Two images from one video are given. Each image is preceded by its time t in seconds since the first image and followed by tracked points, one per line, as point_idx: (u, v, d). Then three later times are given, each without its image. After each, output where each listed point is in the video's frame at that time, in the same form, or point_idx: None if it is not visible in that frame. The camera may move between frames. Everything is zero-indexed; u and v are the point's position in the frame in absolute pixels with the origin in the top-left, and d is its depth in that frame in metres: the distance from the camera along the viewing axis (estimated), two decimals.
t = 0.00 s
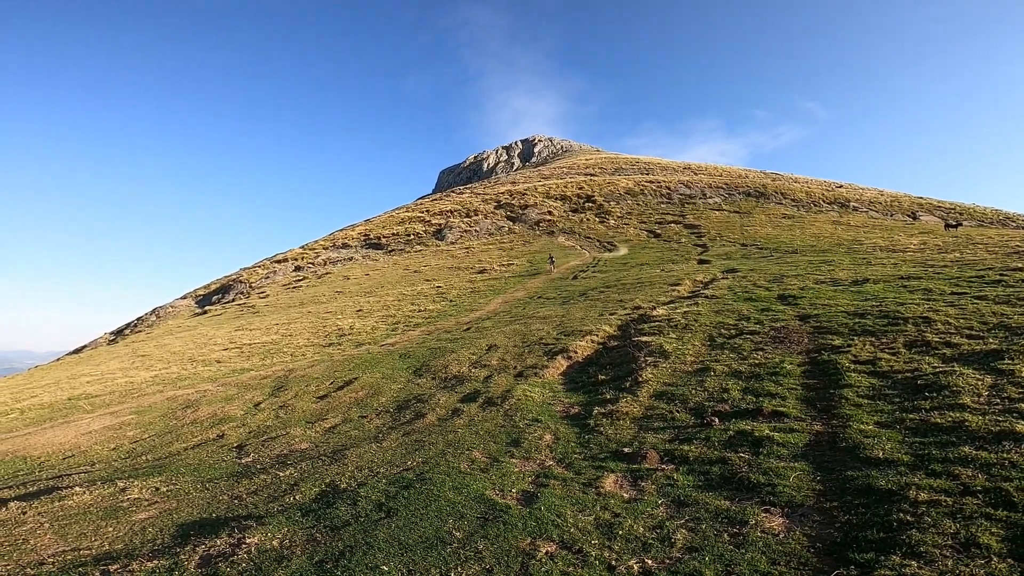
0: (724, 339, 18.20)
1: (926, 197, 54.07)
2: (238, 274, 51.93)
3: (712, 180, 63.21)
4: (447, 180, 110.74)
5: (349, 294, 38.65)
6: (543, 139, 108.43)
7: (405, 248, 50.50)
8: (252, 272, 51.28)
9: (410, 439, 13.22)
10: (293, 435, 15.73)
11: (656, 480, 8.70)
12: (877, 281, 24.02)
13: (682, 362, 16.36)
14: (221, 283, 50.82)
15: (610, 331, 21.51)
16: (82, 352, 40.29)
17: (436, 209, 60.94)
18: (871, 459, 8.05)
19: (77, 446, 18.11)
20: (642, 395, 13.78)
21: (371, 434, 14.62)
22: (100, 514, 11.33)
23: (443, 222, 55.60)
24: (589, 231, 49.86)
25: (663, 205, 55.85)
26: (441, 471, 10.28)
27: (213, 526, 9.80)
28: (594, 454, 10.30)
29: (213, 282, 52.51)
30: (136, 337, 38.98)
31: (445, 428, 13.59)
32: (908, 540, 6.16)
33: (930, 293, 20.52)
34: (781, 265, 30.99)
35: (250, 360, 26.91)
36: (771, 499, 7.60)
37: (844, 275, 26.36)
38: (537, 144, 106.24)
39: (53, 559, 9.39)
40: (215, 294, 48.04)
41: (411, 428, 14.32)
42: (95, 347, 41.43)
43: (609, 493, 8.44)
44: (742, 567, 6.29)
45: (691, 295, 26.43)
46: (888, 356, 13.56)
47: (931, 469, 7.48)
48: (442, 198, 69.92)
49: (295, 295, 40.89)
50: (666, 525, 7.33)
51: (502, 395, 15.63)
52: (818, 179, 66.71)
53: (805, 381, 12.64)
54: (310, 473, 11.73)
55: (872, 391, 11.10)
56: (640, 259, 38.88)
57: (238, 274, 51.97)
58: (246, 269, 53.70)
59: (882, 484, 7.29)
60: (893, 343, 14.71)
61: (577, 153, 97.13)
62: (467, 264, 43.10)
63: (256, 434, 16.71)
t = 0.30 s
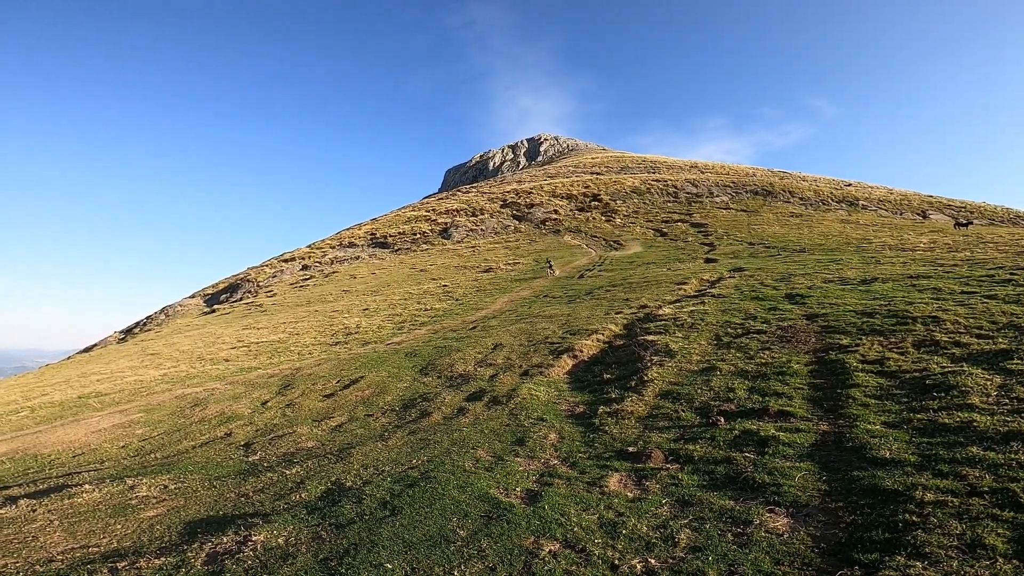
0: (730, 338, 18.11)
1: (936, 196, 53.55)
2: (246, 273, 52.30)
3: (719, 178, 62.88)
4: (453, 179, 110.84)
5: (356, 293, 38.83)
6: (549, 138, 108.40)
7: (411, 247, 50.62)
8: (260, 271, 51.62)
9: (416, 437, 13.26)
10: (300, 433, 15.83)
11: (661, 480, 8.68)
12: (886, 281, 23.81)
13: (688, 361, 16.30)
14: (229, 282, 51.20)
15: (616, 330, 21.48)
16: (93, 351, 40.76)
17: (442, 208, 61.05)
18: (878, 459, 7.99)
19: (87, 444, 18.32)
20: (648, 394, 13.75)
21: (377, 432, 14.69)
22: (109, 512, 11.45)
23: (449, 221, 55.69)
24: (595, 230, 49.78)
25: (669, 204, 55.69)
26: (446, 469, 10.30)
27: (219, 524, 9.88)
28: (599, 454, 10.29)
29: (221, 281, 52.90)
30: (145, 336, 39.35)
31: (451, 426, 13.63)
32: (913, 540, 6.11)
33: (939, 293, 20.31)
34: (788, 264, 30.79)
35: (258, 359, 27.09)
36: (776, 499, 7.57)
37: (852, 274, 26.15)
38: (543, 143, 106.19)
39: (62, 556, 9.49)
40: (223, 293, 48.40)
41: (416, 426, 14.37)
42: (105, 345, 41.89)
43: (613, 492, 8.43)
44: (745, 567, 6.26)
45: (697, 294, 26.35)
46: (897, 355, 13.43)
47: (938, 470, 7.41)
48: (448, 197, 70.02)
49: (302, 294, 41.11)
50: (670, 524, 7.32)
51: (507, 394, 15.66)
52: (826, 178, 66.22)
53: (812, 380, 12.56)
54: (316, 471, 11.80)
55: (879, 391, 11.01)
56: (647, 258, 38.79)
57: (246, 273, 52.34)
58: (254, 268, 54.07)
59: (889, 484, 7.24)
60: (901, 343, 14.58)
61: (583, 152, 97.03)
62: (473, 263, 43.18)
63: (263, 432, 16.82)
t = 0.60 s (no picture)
0: (739, 337, 17.98)
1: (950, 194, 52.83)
2: (256, 272, 52.71)
3: (728, 177, 62.47)
4: (461, 178, 111.01)
5: (365, 292, 39.01)
6: (557, 136, 108.23)
7: (419, 246, 50.75)
8: (270, 270, 52.02)
9: (423, 435, 13.30)
10: (308, 431, 15.93)
11: (668, 479, 8.64)
12: (898, 280, 23.52)
13: (697, 360, 16.20)
14: (240, 281, 51.62)
15: (624, 329, 21.40)
16: (106, 349, 41.30)
17: (450, 207, 61.17)
18: (888, 460, 7.90)
19: (100, 441, 18.55)
20: (656, 393, 13.69)
21: (385, 430, 14.75)
22: (121, 509, 11.58)
23: (457, 220, 55.76)
24: (603, 229, 49.63)
25: (678, 202, 55.37)
26: (453, 468, 10.32)
27: (228, 521, 9.96)
28: (606, 453, 10.25)
29: (232, 280, 53.38)
30: (157, 334, 39.79)
31: (458, 425, 13.66)
32: (924, 541, 6.05)
33: (953, 292, 20.04)
34: (799, 263, 30.50)
35: (267, 357, 27.28)
36: (785, 499, 7.51)
37: (864, 273, 25.87)
38: (551, 142, 106.05)
39: (73, 553, 9.60)
40: (234, 292, 48.83)
41: (424, 425, 14.41)
42: (118, 343, 42.43)
43: (620, 491, 8.41)
44: (752, 567, 6.22)
45: (707, 293, 26.19)
46: (909, 355, 13.26)
47: (950, 470, 7.31)
48: (456, 196, 70.12)
49: (311, 293, 41.35)
50: (676, 524, 7.28)
51: (515, 393, 15.65)
52: (837, 176, 65.55)
53: (822, 380, 12.43)
54: (324, 469, 11.87)
55: (890, 391, 10.88)
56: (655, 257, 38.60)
57: (256, 272, 52.76)
58: (264, 267, 54.49)
59: (899, 484, 7.16)
60: (913, 342, 14.40)
61: (591, 150, 96.74)
62: (481, 262, 43.21)
63: (272, 430, 16.94)
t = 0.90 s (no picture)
0: (751, 338, 17.83)
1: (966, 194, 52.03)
2: (268, 271, 53.20)
3: (740, 176, 61.98)
4: (470, 177, 111.21)
5: (375, 291, 39.21)
6: (566, 136, 108.09)
7: (429, 246, 50.90)
8: (281, 269, 52.46)
9: (433, 435, 13.34)
10: (319, 430, 16.05)
11: (678, 480, 8.61)
12: (913, 280, 23.19)
13: (708, 361, 16.09)
14: (252, 280, 52.12)
15: (634, 329, 21.33)
16: (120, 347, 41.89)
17: (459, 207, 61.29)
18: (902, 461, 7.81)
19: (115, 439, 18.83)
20: (666, 393, 13.63)
21: (395, 429, 14.83)
22: (135, 506, 11.75)
23: (467, 220, 55.88)
24: (613, 228, 49.46)
25: (689, 202, 55.02)
26: (463, 467, 10.35)
27: (240, 519, 10.07)
28: (616, 453, 10.23)
29: (244, 280, 53.92)
30: (170, 333, 40.30)
31: (468, 424, 13.70)
32: (937, 542, 5.98)
33: (969, 292, 19.73)
34: (811, 263, 30.19)
35: (279, 356, 27.51)
36: (796, 500, 7.45)
37: (878, 273, 25.54)
38: (561, 142, 105.95)
39: (89, 550, 9.74)
40: (246, 291, 49.31)
41: (434, 424, 14.47)
42: (132, 342, 43.01)
43: (629, 491, 8.39)
44: (763, 567, 6.18)
45: (717, 293, 26.01)
46: (924, 356, 13.06)
47: (964, 472, 7.22)
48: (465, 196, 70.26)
49: (322, 292, 41.65)
50: (686, 524, 7.25)
51: (525, 393, 15.65)
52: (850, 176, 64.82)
53: (835, 381, 12.30)
54: (335, 468, 11.95)
55: (905, 392, 10.74)
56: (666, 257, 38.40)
57: (267, 272, 53.25)
58: (275, 267, 54.98)
59: (912, 486, 7.08)
60: (928, 343, 14.20)
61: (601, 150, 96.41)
62: (490, 262, 43.26)
63: (284, 428, 17.09)
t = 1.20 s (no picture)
0: (764, 339, 17.69)
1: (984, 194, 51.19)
2: (280, 271, 53.75)
3: (752, 176, 61.47)
4: (480, 177, 111.39)
5: (386, 291, 39.44)
6: (576, 136, 107.95)
7: (439, 246, 51.10)
8: (293, 269, 52.96)
9: (444, 434, 13.40)
10: (331, 428, 16.20)
11: (690, 480, 8.58)
12: (929, 281, 22.86)
13: (720, 361, 15.99)
14: (264, 280, 52.68)
15: (645, 330, 21.25)
16: (136, 345, 42.56)
17: (470, 207, 61.45)
18: (917, 463, 7.72)
19: (131, 436, 19.13)
20: (677, 394, 13.57)
21: (406, 428, 14.92)
22: (152, 503, 11.93)
23: (477, 220, 56.00)
24: (623, 229, 49.32)
25: (700, 202, 54.71)
26: (474, 466, 10.40)
27: (254, 516, 10.20)
28: (627, 453, 10.22)
29: (257, 279, 54.53)
30: (185, 332, 40.85)
31: (479, 424, 13.75)
32: (951, 543, 5.93)
33: (986, 294, 19.42)
34: (825, 264, 29.88)
35: (291, 355, 27.77)
36: (809, 501, 7.40)
37: (893, 274, 25.21)
38: (571, 142, 105.79)
39: (106, 546, 9.89)
40: (259, 290, 49.85)
41: (445, 423, 14.54)
42: (147, 340, 43.67)
43: (641, 491, 8.38)
44: (775, 568, 6.15)
45: (729, 294, 25.84)
46: (940, 358, 12.89)
47: (981, 474, 7.13)
48: (476, 196, 70.38)
49: (334, 292, 41.97)
50: (698, 525, 7.23)
51: (535, 393, 15.67)
52: (865, 176, 64.06)
53: (849, 382, 12.18)
54: (347, 466, 12.07)
55: (920, 394, 10.61)
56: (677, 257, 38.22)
57: (280, 271, 53.81)
58: (287, 266, 55.53)
59: (928, 487, 7.00)
60: (945, 345, 14.00)
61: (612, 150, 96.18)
62: (501, 262, 43.33)
63: (296, 427, 17.26)
